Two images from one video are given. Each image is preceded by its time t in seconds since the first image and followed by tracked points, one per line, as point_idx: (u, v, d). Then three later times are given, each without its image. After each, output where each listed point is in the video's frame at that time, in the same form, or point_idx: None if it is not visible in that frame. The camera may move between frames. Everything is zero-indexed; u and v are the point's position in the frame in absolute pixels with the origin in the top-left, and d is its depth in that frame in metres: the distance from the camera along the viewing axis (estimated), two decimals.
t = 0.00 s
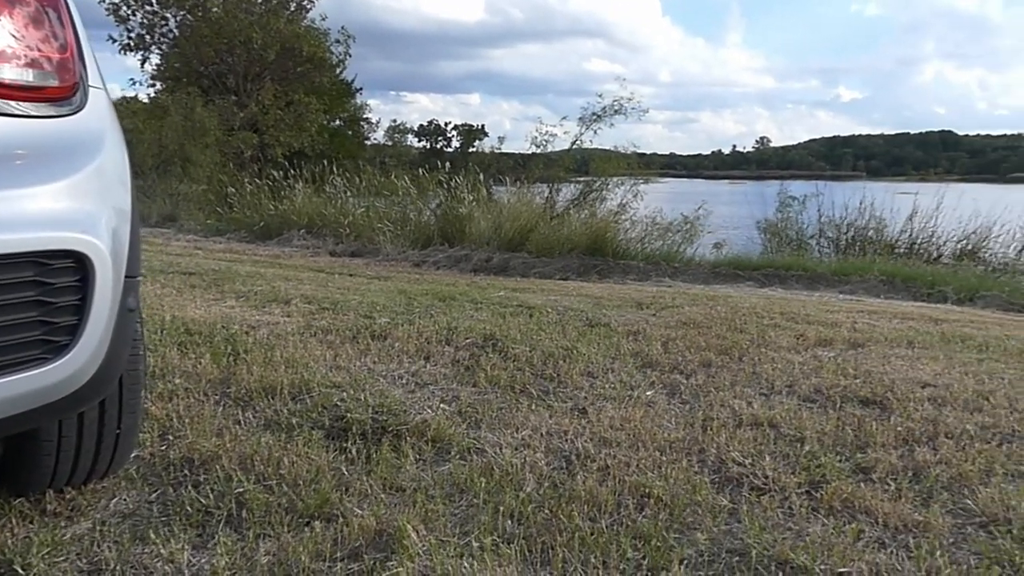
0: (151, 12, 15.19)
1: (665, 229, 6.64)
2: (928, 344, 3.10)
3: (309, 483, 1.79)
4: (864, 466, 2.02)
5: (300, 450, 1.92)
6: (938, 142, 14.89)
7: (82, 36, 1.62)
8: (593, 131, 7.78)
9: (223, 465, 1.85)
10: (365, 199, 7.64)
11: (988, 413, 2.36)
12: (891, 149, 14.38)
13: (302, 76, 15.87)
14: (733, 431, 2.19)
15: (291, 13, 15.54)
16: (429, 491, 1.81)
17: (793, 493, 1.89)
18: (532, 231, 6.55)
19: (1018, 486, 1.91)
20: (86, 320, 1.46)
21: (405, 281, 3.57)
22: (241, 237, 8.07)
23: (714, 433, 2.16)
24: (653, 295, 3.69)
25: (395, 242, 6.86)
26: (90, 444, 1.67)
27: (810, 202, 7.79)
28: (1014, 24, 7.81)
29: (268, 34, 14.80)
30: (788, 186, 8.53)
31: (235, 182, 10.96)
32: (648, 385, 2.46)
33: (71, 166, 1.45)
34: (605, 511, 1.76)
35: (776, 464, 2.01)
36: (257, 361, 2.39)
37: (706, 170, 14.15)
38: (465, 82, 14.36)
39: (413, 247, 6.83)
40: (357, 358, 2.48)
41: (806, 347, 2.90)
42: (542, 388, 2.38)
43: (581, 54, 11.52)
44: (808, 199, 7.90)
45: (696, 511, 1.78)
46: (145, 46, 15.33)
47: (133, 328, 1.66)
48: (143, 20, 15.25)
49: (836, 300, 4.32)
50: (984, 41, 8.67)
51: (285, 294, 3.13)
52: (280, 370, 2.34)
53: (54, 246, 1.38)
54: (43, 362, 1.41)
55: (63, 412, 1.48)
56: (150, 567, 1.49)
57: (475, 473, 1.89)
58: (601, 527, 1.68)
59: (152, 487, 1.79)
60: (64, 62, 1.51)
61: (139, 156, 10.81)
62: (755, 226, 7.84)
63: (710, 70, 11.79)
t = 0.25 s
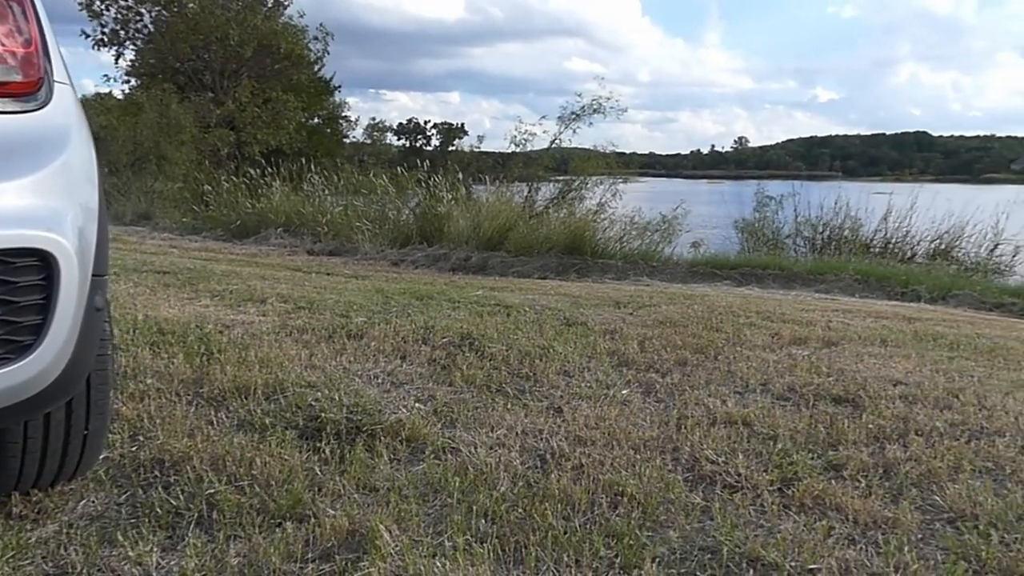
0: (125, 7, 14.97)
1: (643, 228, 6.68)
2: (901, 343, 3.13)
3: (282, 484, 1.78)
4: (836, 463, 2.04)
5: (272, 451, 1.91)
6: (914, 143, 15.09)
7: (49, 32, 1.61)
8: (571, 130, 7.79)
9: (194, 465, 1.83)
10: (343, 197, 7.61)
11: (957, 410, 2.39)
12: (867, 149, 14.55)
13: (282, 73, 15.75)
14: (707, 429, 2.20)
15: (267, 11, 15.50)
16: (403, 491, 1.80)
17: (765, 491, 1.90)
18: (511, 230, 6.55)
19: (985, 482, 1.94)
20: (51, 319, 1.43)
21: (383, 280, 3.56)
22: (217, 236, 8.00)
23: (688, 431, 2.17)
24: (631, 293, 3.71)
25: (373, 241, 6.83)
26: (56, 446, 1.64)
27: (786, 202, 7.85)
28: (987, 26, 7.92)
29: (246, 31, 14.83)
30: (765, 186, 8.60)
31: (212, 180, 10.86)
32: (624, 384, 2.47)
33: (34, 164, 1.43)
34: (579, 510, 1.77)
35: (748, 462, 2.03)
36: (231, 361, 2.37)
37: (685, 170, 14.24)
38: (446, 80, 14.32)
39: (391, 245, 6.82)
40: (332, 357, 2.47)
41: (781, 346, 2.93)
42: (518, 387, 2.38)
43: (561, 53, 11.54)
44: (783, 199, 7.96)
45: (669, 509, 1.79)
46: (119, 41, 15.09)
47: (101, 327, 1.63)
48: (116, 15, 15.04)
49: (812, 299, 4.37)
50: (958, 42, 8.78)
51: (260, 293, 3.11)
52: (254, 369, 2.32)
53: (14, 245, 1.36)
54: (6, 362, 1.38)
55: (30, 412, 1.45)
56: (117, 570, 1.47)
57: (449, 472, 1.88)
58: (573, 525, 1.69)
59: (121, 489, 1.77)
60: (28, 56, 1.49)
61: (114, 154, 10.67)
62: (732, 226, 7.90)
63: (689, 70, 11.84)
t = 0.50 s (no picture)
0: (99, 4, 14.78)
1: (621, 230, 6.71)
2: (874, 345, 3.17)
3: (253, 487, 1.76)
4: (808, 465, 2.06)
5: (243, 454, 1.89)
6: (889, 148, 15.31)
7: (16, 27, 1.59)
8: (551, 132, 7.80)
9: (164, 469, 1.81)
10: (321, 198, 7.57)
11: (927, 412, 2.43)
12: (844, 153, 14.72)
13: (261, 72, 15.63)
14: (681, 431, 2.21)
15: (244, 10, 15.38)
16: (375, 493, 1.79)
17: (738, 492, 1.91)
18: (489, 231, 6.55)
19: (953, 483, 1.96)
20: (14, 321, 1.40)
21: (360, 281, 3.55)
22: (193, 236, 7.92)
23: (662, 433, 2.18)
24: (608, 295, 3.72)
25: (351, 242, 6.80)
26: (21, 450, 1.61)
27: (763, 205, 7.96)
28: (961, 32, 8.03)
29: (223, 30, 14.68)
30: (742, 189, 8.66)
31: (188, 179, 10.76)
32: (599, 386, 2.47)
33: None
34: (552, 512, 1.77)
35: (721, 464, 2.04)
36: (204, 362, 2.35)
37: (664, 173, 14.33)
38: (427, 81, 14.30)
39: (369, 246, 6.79)
40: (307, 359, 2.46)
41: (756, 348, 2.96)
42: (494, 389, 2.38)
43: (540, 56, 11.57)
44: (760, 202, 8.05)
45: (642, 511, 1.80)
46: (93, 38, 14.91)
47: (68, 327, 1.61)
48: (91, 11, 14.82)
49: (787, 301, 4.41)
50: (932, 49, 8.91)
51: (235, 294, 3.09)
52: (227, 371, 2.30)
53: None
54: None
55: None
56: None
57: (422, 474, 1.88)
58: (546, 527, 1.69)
59: (88, 493, 1.74)
60: None
61: (89, 152, 10.52)
62: (710, 229, 7.97)
63: (669, 73, 11.90)
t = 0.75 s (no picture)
0: (72, 4, 14.59)
1: (599, 236, 6.75)
2: (847, 350, 3.21)
3: (223, 494, 1.74)
4: (781, 469, 2.08)
5: (215, 461, 1.87)
6: (865, 155, 15.55)
7: None
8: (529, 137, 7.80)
9: (133, 476, 1.78)
10: (298, 203, 7.53)
11: (899, 416, 2.45)
12: (820, 160, 14.91)
13: (240, 75, 15.51)
14: (656, 436, 2.22)
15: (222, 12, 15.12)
16: (348, 500, 1.78)
17: (711, 497, 1.92)
18: (468, 236, 6.54)
19: (923, 486, 1.99)
20: None
21: (337, 286, 3.53)
22: (168, 240, 7.84)
23: (637, 438, 2.19)
24: (585, 301, 3.73)
25: (329, 247, 6.77)
26: None
27: (740, 211, 8.05)
28: (933, 42, 8.17)
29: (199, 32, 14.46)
30: (718, 195, 8.72)
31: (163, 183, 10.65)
32: (575, 391, 2.48)
33: None
34: (526, 518, 1.77)
35: (695, 469, 2.05)
36: (176, 368, 2.32)
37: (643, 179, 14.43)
38: (407, 85, 14.27)
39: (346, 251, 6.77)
40: (281, 365, 2.44)
41: (731, 353, 2.98)
42: (470, 394, 2.38)
43: (520, 61, 11.60)
44: (738, 208, 8.14)
45: (616, 516, 1.80)
46: (68, 40, 14.76)
47: (34, 334, 1.58)
48: (65, 12, 14.63)
49: (763, 307, 4.45)
50: (905, 58, 9.05)
51: (209, 299, 3.06)
52: (199, 377, 2.28)
53: None
54: None
55: None
56: None
57: (396, 481, 1.87)
58: (519, 534, 1.68)
59: (54, 502, 1.71)
60: None
61: (61, 155, 10.36)
62: (687, 235, 8.02)
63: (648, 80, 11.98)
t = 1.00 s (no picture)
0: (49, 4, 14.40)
1: (581, 239, 6.76)
2: (825, 352, 3.24)
3: (199, 499, 1.73)
4: (759, 470, 2.09)
5: (190, 466, 1.85)
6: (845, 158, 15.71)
7: None
8: (512, 140, 7.80)
9: (107, 482, 1.76)
10: (279, 206, 7.49)
11: (875, 417, 2.48)
12: (801, 164, 15.04)
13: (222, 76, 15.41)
14: (635, 438, 2.23)
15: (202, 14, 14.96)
16: (326, 504, 1.77)
17: (689, 498, 1.93)
18: (450, 239, 6.53)
19: (898, 486, 2.01)
20: None
21: (317, 289, 3.51)
22: (146, 242, 7.76)
23: (616, 440, 2.20)
24: (566, 303, 3.74)
25: (310, 250, 6.73)
26: None
27: (722, 213, 7.99)
28: (910, 47, 8.26)
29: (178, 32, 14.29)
30: (700, 198, 8.76)
31: (143, 185, 10.54)
32: (556, 394, 2.48)
33: None
34: (504, 521, 1.76)
35: (674, 470, 2.06)
36: (153, 372, 2.30)
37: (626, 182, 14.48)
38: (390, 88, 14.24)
39: (328, 254, 6.74)
40: (260, 368, 2.42)
41: (710, 355, 3.00)
42: (450, 397, 2.37)
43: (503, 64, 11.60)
44: (720, 211, 8.07)
45: (594, 518, 1.81)
46: (45, 39, 14.55)
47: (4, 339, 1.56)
48: (42, 11, 14.44)
49: (743, 309, 4.48)
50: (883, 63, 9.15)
51: (187, 302, 3.03)
52: (176, 381, 2.26)
53: None
54: None
55: None
56: None
57: (374, 484, 1.86)
58: (497, 537, 1.68)
59: (25, 508, 1.69)
60: None
61: (37, 157, 10.17)
62: (670, 237, 8.05)
63: (632, 83, 12.02)
